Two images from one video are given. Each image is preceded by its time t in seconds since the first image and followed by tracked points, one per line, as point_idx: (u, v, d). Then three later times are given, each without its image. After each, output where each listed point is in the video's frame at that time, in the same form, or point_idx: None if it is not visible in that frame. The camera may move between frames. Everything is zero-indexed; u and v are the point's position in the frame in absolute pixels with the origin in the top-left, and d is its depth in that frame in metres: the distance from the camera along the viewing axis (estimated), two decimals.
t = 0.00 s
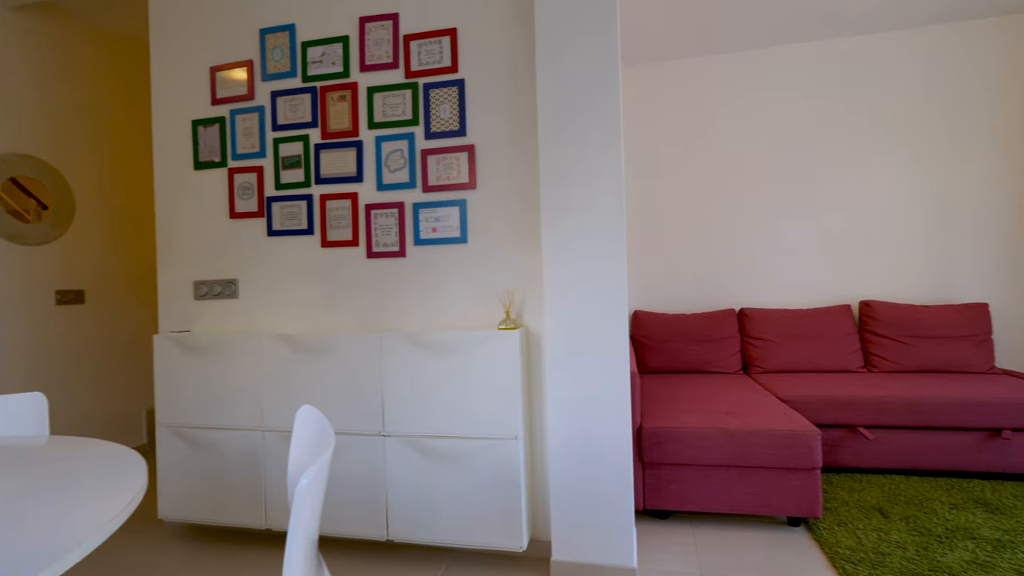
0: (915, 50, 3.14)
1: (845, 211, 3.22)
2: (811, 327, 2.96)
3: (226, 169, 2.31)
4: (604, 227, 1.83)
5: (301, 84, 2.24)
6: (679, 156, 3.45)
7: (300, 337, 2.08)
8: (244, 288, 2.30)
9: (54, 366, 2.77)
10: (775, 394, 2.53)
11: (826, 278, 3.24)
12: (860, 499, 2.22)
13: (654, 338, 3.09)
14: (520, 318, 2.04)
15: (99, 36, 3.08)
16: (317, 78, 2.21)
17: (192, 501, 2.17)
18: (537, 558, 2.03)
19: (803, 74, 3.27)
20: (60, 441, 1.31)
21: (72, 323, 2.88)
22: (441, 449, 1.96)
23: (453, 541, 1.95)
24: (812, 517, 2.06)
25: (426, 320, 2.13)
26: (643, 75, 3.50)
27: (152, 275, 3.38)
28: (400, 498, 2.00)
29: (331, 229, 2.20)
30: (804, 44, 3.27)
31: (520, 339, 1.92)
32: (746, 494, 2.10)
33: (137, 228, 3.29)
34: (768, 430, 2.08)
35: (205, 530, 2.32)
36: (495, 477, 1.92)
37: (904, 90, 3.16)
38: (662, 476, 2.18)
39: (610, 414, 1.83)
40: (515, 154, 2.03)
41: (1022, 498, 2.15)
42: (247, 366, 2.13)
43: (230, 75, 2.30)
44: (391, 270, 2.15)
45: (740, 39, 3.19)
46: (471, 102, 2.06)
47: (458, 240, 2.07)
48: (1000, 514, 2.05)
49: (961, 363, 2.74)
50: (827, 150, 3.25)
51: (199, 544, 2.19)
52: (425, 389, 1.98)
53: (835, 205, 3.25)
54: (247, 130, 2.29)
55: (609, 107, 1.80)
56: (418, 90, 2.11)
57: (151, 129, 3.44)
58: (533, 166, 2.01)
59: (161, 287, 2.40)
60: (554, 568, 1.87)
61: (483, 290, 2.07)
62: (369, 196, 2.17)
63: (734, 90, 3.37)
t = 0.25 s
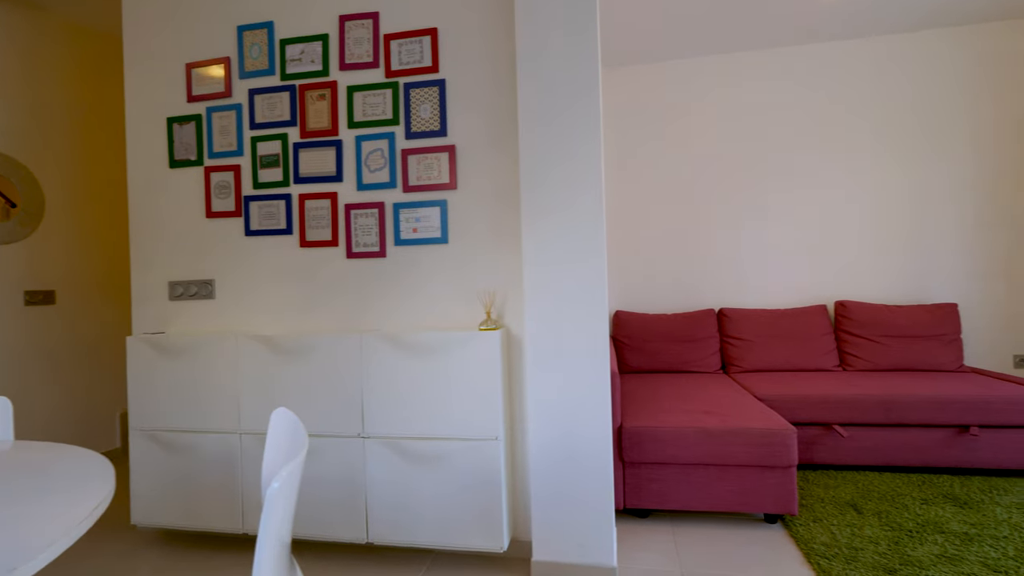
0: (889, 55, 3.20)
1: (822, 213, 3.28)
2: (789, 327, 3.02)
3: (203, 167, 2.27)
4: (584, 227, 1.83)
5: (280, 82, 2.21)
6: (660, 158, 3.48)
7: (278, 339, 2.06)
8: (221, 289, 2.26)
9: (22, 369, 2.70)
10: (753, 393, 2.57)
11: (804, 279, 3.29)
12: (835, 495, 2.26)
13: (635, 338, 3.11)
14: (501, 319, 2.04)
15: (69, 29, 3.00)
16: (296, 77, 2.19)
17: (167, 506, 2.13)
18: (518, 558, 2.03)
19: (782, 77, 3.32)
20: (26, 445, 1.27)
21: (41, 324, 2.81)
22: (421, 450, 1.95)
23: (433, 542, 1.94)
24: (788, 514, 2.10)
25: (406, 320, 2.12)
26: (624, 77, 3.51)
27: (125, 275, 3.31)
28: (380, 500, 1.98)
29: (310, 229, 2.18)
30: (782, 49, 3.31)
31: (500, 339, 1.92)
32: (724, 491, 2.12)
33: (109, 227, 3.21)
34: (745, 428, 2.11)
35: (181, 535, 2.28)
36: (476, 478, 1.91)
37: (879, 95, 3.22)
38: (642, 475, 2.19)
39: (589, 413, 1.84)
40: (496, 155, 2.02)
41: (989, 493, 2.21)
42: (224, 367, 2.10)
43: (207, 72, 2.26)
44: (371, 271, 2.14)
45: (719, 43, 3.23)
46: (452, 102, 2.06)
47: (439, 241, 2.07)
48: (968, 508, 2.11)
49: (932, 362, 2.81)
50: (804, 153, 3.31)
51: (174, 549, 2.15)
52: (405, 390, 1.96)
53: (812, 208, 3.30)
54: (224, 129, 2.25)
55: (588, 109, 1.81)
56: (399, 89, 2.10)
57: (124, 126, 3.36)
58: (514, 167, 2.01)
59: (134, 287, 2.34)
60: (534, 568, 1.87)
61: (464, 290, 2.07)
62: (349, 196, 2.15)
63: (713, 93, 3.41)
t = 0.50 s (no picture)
0: (865, 60, 3.26)
1: (800, 215, 3.33)
2: (767, 327, 3.06)
3: (178, 166, 2.23)
4: (563, 228, 1.84)
5: (258, 80, 2.18)
6: (642, 159, 3.50)
7: (255, 340, 2.03)
8: (197, 289, 2.22)
9: None
10: (732, 392, 2.60)
11: (783, 280, 3.34)
12: (811, 492, 2.30)
13: (617, 338, 3.13)
14: (482, 319, 2.04)
15: (38, 22, 2.92)
16: (274, 74, 2.16)
17: (140, 511, 2.09)
18: (498, 559, 2.03)
19: (761, 81, 3.36)
20: None
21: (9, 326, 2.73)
22: (401, 452, 1.93)
23: (413, 545, 1.93)
24: (765, 511, 2.13)
25: (387, 321, 2.11)
26: (607, 79, 3.53)
27: (97, 274, 3.23)
28: (359, 502, 1.97)
29: (288, 229, 2.15)
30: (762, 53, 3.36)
31: (480, 340, 1.92)
32: (702, 490, 2.15)
33: (79, 225, 3.13)
34: (723, 427, 2.14)
35: (155, 540, 2.23)
36: (456, 480, 1.91)
37: (855, 99, 3.28)
38: (622, 475, 2.21)
39: (568, 414, 1.84)
40: (477, 155, 2.02)
41: (958, 489, 2.27)
42: (199, 369, 2.06)
43: (183, 69, 2.22)
44: (351, 271, 2.12)
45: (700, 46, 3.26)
46: (433, 102, 2.05)
47: (419, 241, 2.06)
48: (938, 503, 2.16)
49: (905, 361, 2.87)
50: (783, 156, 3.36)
51: (148, 554, 2.11)
52: (385, 391, 1.95)
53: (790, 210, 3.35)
54: (200, 126, 2.21)
55: (568, 111, 1.82)
56: (379, 89, 2.08)
57: (95, 122, 3.27)
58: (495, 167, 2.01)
59: (107, 288, 2.29)
60: (515, 569, 1.87)
61: (444, 291, 2.06)
62: (328, 195, 2.13)
63: (694, 95, 3.44)
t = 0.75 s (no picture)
0: (840, 66, 3.33)
1: (778, 217, 3.38)
2: (746, 328, 3.11)
3: (152, 164, 2.19)
4: (543, 229, 1.84)
5: (234, 77, 2.14)
6: (624, 161, 3.52)
7: (231, 341, 1.99)
8: (171, 290, 2.18)
9: None
10: (711, 392, 2.63)
11: (761, 281, 3.39)
12: (787, 490, 2.34)
13: (598, 338, 3.15)
14: (462, 320, 2.03)
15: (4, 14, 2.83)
16: (251, 72, 2.13)
17: (111, 517, 2.04)
18: (478, 561, 2.02)
19: (741, 84, 3.41)
20: None
21: None
22: (380, 454, 1.92)
23: (391, 548, 1.92)
24: (743, 509, 2.16)
25: (366, 322, 2.09)
26: (589, 81, 3.55)
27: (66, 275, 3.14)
28: (338, 506, 1.94)
29: (265, 229, 2.12)
30: (741, 57, 3.40)
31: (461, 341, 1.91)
32: (681, 488, 2.17)
33: (47, 224, 3.04)
34: (702, 426, 2.16)
35: (127, 547, 2.18)
36: (436, 482, 1.90)
37: (831, 104, 3.34)
38: (602, 474, 2.22)
39: (547, 414, 1.85)
40: (457, 155, 2.02)
41: (928, 484, 2.33)
42: (173, 371, 2.02)
43: (156, 64, 2.17)
44: (330, 272, 2.10)
45: (680, 50, 3.29)
46: (413, 102, 2.04)
47: (399, 242, 2.04)
48: (909, 499, 2.21)
49: (878, 360, 2.94)
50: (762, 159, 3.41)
51: (120, 561, 2.06)
52: (364, 393, 1.93)
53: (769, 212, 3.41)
54: (175, 123, 2.17)
55: (548, 112, 1.82)
56: (358, 88, 2.07)
57: (66, 119, 3.19)
58: (475, 168, 2.00)
59: (77, 288, 2.23)
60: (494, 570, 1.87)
61: (424, 291, 2.05)
62: (307, 195, 2.11)
63: (675, 98, 3.47)
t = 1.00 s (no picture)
0: (816, 71, 3.39)
1: (756, 219, 3.43)
2: (725, 328, 3.15)
3: (124, 161, 2.14)
4: (522, 229, 1.84)
5: (210, 74, 2.11)
6: (605, 163, 3.54)
7: (206, 343, 1.96)
8: (144, 290, 2.13)
9: None
10: (691, 391, 2.66)
11: (740, 282, 3.43)
12: (764, 488, 2.38)
13: (580, 339, 3.16)
14: (442, 321, 2.02)
15: None
16: (227, 68, 2.09)
17: (80, 523, 1.98)
18: (458, 563, 2.01)
19: (720, 88, 3.45)
20: None
21: None
22: (359, 456, 1.90)
23: (370, 551, 1.90)
24: (720, 507, 2.18)
25: (345, 323, 2.07)
26: (571, 83, 3.56)
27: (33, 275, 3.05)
28: (315, 509, 1.92)
29: (242, 228, 2.09)
30: (721, 60, 3.45)
31: (441, 342, 1.90)
32: (661, 488, 2.18)
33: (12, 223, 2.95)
34: (681, 426, 2.18)
35: (97, 554, 2.13)
36: (415, 484, 1.89)
37: (807, 108, 3.40)
38: (583, 474, 2.23)
39: (527, 415, 1.85)
40: (437, 156, 2.01)
41: (899, 481, 2.38)
42: (145, 373, 1.97)
43: (128, 60, 2.13)
44: (308, 272, 2.07)
45: (660, 53, 3.32)
46: (393, 101, 2.02)
47: (379, 242, 2.03)
48: (881, 495, 2.26)
49: (853, 359, 3.00)
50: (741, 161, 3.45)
51: (89, 569, 2.01)
52: (342, 395, 1.91)
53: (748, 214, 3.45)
54: (148, 120, 2.13)
55: (528, 113, 1.82)
56: (337, 86, 2.05)
57: (33, 115, 3.10)
58: (455, 168, 2.00)
59: (45, 288, 2.17)
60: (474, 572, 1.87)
61: (404, 292, 2.03)
62: (284, 194, 2.08)
63: (655, 101, 3.50)
